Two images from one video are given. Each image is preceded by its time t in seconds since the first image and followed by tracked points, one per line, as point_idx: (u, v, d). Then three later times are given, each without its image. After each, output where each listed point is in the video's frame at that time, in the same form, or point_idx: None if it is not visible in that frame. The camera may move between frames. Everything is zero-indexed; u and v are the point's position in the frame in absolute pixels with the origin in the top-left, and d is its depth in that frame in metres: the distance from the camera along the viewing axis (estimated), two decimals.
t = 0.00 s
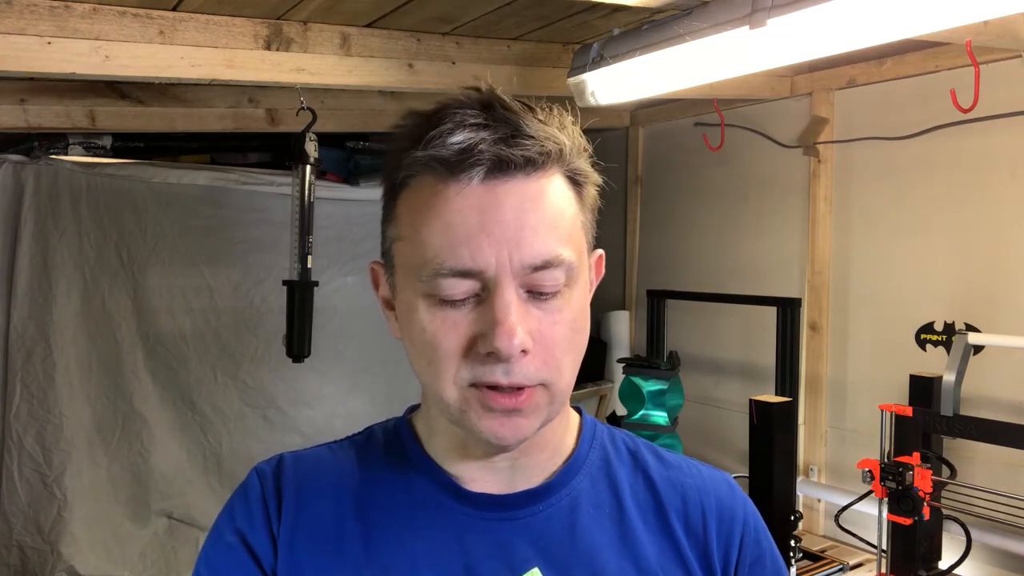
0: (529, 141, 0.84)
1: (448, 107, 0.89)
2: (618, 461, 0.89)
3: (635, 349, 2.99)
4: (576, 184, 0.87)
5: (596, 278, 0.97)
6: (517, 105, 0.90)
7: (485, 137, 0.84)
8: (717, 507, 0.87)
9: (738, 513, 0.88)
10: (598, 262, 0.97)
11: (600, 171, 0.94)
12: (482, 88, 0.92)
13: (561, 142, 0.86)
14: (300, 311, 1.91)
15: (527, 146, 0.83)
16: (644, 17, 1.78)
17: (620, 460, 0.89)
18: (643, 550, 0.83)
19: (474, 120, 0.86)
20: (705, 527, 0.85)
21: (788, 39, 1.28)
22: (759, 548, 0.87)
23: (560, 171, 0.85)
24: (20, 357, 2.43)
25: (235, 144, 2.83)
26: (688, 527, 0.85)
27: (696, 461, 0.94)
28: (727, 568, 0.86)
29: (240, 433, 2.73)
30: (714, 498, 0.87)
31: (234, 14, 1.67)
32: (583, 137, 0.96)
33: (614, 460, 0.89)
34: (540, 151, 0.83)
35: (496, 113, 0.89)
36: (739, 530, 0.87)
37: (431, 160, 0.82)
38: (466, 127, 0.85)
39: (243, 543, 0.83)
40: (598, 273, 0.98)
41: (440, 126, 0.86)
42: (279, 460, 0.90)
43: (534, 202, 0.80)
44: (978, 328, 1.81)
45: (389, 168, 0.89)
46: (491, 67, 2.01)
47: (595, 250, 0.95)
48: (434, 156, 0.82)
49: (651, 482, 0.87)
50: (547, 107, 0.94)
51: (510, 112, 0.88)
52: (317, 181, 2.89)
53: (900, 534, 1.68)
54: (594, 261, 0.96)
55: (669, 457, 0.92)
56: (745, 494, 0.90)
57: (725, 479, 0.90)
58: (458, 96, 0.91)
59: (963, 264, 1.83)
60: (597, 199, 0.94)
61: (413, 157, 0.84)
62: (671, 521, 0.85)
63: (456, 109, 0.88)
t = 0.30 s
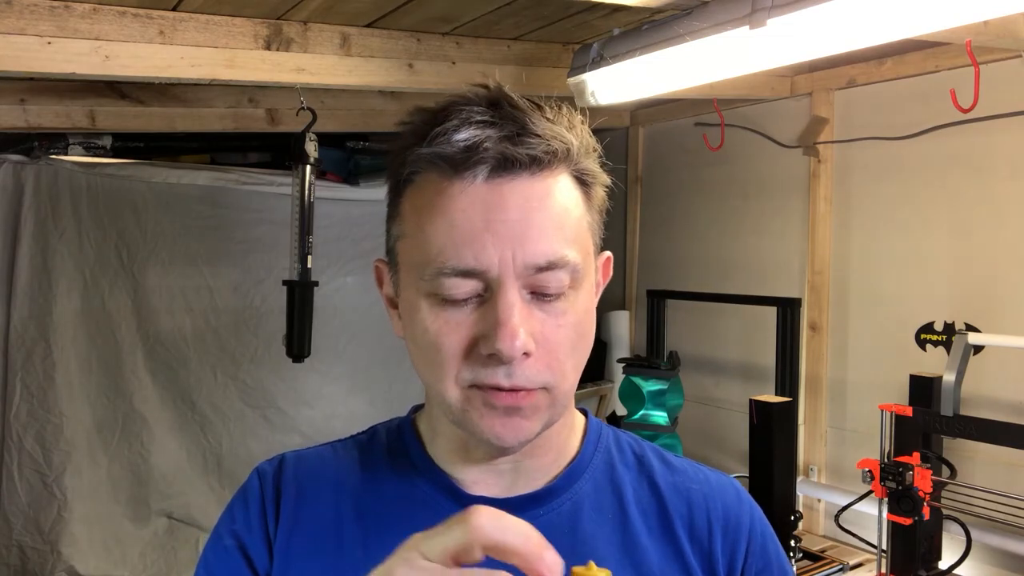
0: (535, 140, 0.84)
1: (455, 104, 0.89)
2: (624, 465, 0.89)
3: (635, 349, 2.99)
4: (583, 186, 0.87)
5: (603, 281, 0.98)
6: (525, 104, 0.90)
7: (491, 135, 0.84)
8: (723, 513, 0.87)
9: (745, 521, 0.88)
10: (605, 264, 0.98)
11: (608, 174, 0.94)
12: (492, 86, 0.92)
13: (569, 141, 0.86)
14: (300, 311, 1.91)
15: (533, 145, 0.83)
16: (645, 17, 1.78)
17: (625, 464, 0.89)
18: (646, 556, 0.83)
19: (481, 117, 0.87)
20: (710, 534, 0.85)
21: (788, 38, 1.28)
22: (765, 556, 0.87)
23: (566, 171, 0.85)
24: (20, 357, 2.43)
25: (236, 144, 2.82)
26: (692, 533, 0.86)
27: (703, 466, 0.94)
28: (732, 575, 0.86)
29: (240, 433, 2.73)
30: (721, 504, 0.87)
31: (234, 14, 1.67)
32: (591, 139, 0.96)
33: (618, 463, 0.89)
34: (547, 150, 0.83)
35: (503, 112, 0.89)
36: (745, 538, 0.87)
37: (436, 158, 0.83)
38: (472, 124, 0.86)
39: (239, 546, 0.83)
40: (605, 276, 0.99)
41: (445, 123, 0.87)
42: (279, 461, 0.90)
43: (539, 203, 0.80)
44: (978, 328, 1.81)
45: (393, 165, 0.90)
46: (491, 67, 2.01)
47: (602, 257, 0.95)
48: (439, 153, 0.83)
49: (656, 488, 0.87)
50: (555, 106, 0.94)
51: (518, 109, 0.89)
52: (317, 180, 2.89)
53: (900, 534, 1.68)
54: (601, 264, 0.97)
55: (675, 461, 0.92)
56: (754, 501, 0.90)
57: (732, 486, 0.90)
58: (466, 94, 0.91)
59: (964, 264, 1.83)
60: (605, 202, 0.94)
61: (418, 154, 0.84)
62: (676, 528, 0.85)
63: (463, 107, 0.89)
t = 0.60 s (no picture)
0: (542, 125, 0.92)
1: (474, 101, 1.00)
2: (619, 462, 0.90)
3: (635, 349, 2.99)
4: (584, 179, 0.94)
5: (606, 286, 1.01)
6: (537, 104, 1.00)
7: (499, 120, 0.94)
8: (715, 506, 0.86)
9: (736, 517, 0.87)
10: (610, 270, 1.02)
11: (610, 175, 1.00)
12: (505, 91, 1.04)
13: (574, 133, 0.94)
14: (300, 311, 1.91)
15: (538, 127, 0.91)
16: (645, 17, 1.78)
17: (621, 461, 0.90)
18: (634, 550, 0.82)
19: (492, 108, 0.97)
20: (700, 528, 0.85)
21: (788, 38, 1.28)
22: (754, 554, 0.85)
23: (570, 158, 0.92)
24: (20, 357, 2.42)
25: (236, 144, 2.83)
26: (684, 528, 0.85)
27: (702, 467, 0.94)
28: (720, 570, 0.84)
29: (241, 433, 2.73)
30: (713, 500, 0.87)
31: (234, 14, 1.67)
32: (600, 150, 1.04)
33: (614, 460, 0.89)
34: (550, 133, 0.91)
35: (513, 101, 0.99)
36: (734, 534, 0.86)
37: (447, 136, 0.91)
38: (484, 111, 0.95)
39: (239, 534, 0.83)
40: (609, 282, 1.02)
41: (459, 110, 0.97)
42: (282, 456, 0.91)
43: (540, 180, 0.85)
44: (978, 328, 1.81)
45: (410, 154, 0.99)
46: (491, 67, 2.01)
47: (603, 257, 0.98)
48: (449, 130, 0.91)
49: (650, 485, 0.88)
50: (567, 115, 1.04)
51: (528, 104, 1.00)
52: (317, 180, 2.89)
53: (900, 534, 1.68)
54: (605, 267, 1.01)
55: (672, 461, 0.92)
56: (748, 494, 0.91)
57: (728, 484, 0.90)
58: (486, 96, 1.02)
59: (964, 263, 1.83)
60: (606, 203, 1.00)
61: (432, 132, 0.93)
62: (667, 522, 0.85)
63: (477, 102, 1.00)
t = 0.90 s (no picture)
0: (545, 125, 0.95)
1: (482, 102, 1.03)
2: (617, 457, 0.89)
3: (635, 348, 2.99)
4: (586, 179, 0.95)
5: (608, 286, 1.02)
6: (543, 105, 1.03)
7: (503, 119, 0.97)
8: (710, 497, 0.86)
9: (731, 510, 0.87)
10: (611, 270, 1.02)
11: (612, 177, 1.01)
12: (513, 96, 1.08)
13: (577, 134, 0.96)
14: (300, 311, 1.91)
15: (541, 126, 0.94)
16: (644, 17, 1.78)
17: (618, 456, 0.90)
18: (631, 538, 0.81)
19: (498, 108, 1.00)
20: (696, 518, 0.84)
21: (788, 38, 1.27)
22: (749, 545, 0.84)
23: (572, 157, 0.93)
24: (20, 357, 2.42)
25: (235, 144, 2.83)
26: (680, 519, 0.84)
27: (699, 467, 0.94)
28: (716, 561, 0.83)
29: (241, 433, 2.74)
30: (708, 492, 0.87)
31: (234, 14, 1.67)
32: (605, 154, 1.05)
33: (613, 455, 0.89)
34: (552, 131, 0.93)
35: (520, 105, 1.03)
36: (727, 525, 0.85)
37: (453, 133, 0.94)
38: (491, 111, 0.98)
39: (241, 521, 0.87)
40: (611, 283, 1.02)
41: (466, 109, 1.01)
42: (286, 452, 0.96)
43: (542, 176, 0.86)
44: (978, 328, 1.81)
45: (418, 153, 1.02)
46: (491, 67, 2.01)
47: (604, 257, 0.98)
48: (455, 128, 0.95)
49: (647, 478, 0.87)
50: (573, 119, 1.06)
51: (532, 105, 1.03)
52: (317, 180, 2.88)
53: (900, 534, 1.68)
54: (605, 267, 1.01)
55: (670, 458, 0.92)
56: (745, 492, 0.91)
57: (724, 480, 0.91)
58: (495, 99, 1.05)
59: (964, 263, 1.83)
60: (607, 205, 1.02)
61: (438, 130, 0.96)
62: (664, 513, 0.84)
63: (485, 103, 1.04)
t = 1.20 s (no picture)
0: (542, 125, 0.95)
1: (481, 103, 1.03)
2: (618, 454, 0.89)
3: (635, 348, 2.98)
4: (583, 179, 0.95)
5: (605, 286, 1.02)
6: (542, 106, 1.03)
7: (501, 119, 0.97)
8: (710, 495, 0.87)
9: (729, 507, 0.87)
10: (607, 270, 1.03)
11: (610, 177, 1.02)
12: (511, 96, 1.08)
13: (574, 134, 0.97)
14: (300, 311, 1.91)
15: (539, 126, 0.94)
16: (644, 17, 1.78)
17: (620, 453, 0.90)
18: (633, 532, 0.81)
19: (496, 108, 1.00)
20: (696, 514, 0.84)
21: (789, 38, 1.27)
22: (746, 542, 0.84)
23: (569, 157, 0.94)
24: (20, 357, 2.42)
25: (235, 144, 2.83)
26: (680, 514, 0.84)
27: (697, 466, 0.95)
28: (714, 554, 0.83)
29: (241, 433, 2.74)
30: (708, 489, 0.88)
31: (234, 14, 1.67)
32: (602, 155, 1.06)
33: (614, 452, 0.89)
34: (550, 131, 0.93)
35: (519, 106, 1.03)
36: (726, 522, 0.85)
37: (451, 132, 0.94)
38: (490, 111, 0.98)
39: (237, 521, 0.88)
40: (608, 283, 1.03)
41: (465, 108, 1.01)
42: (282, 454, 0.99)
43: (539, 174, 0.87)
44: (978, 328, 1.81)
45: (417, 153, 1.03)
46: (491, 67, 2.01)
47: (600, 257, 0.98)
48: (453, 127, 0.95)
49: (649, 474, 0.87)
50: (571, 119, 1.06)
51: (531, 105, 1.03)
52: (317, 180, 2.88)
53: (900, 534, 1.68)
54: (602, 267, 1.02)
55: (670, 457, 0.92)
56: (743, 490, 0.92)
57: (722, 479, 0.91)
58: (494, 100, 1.05)
59: (964, 263, 1.83)
60: (604, 205, 1.02)
61: (437, 129, 0.96)
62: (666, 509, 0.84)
63: (485, 103, 1.03)
